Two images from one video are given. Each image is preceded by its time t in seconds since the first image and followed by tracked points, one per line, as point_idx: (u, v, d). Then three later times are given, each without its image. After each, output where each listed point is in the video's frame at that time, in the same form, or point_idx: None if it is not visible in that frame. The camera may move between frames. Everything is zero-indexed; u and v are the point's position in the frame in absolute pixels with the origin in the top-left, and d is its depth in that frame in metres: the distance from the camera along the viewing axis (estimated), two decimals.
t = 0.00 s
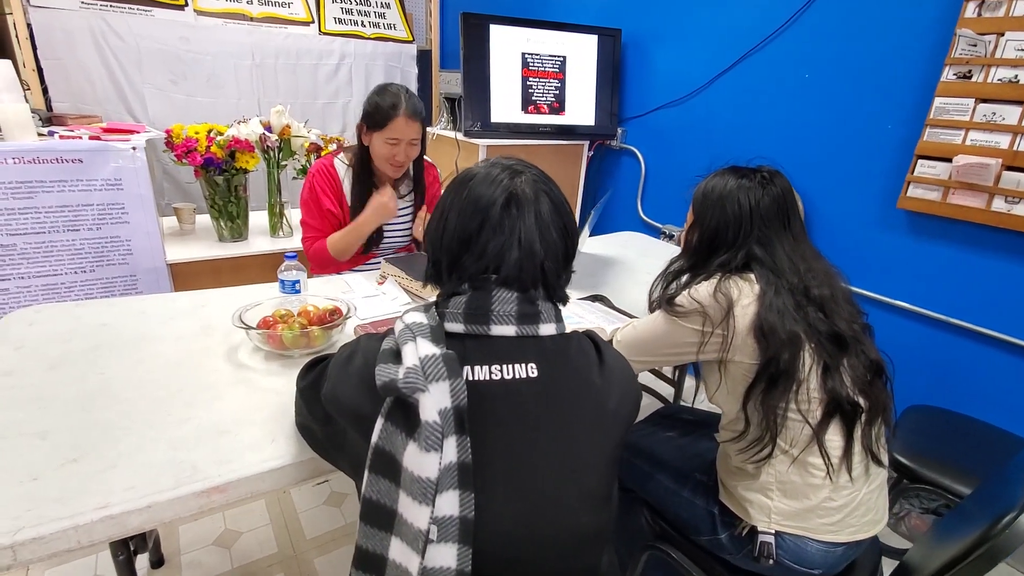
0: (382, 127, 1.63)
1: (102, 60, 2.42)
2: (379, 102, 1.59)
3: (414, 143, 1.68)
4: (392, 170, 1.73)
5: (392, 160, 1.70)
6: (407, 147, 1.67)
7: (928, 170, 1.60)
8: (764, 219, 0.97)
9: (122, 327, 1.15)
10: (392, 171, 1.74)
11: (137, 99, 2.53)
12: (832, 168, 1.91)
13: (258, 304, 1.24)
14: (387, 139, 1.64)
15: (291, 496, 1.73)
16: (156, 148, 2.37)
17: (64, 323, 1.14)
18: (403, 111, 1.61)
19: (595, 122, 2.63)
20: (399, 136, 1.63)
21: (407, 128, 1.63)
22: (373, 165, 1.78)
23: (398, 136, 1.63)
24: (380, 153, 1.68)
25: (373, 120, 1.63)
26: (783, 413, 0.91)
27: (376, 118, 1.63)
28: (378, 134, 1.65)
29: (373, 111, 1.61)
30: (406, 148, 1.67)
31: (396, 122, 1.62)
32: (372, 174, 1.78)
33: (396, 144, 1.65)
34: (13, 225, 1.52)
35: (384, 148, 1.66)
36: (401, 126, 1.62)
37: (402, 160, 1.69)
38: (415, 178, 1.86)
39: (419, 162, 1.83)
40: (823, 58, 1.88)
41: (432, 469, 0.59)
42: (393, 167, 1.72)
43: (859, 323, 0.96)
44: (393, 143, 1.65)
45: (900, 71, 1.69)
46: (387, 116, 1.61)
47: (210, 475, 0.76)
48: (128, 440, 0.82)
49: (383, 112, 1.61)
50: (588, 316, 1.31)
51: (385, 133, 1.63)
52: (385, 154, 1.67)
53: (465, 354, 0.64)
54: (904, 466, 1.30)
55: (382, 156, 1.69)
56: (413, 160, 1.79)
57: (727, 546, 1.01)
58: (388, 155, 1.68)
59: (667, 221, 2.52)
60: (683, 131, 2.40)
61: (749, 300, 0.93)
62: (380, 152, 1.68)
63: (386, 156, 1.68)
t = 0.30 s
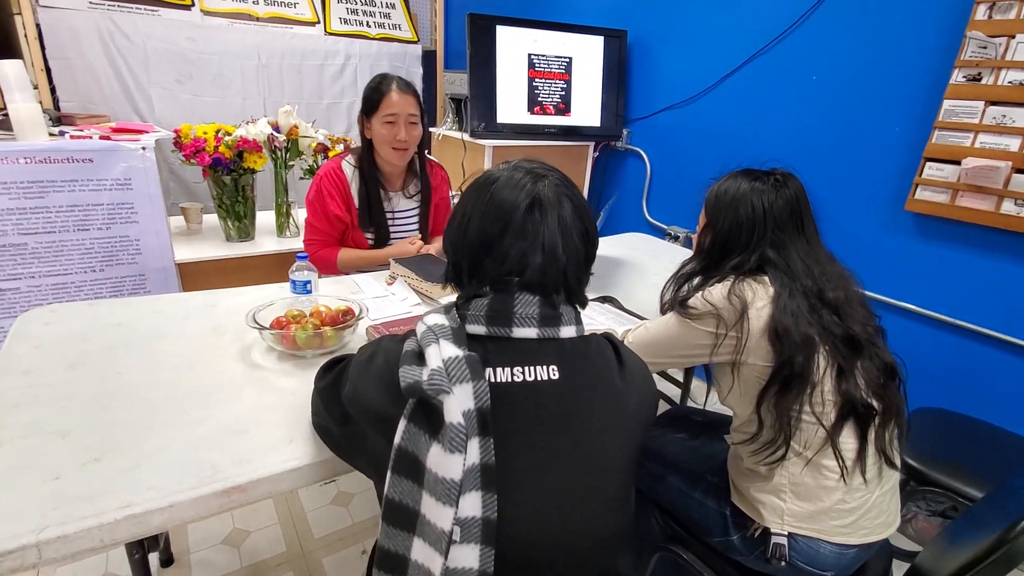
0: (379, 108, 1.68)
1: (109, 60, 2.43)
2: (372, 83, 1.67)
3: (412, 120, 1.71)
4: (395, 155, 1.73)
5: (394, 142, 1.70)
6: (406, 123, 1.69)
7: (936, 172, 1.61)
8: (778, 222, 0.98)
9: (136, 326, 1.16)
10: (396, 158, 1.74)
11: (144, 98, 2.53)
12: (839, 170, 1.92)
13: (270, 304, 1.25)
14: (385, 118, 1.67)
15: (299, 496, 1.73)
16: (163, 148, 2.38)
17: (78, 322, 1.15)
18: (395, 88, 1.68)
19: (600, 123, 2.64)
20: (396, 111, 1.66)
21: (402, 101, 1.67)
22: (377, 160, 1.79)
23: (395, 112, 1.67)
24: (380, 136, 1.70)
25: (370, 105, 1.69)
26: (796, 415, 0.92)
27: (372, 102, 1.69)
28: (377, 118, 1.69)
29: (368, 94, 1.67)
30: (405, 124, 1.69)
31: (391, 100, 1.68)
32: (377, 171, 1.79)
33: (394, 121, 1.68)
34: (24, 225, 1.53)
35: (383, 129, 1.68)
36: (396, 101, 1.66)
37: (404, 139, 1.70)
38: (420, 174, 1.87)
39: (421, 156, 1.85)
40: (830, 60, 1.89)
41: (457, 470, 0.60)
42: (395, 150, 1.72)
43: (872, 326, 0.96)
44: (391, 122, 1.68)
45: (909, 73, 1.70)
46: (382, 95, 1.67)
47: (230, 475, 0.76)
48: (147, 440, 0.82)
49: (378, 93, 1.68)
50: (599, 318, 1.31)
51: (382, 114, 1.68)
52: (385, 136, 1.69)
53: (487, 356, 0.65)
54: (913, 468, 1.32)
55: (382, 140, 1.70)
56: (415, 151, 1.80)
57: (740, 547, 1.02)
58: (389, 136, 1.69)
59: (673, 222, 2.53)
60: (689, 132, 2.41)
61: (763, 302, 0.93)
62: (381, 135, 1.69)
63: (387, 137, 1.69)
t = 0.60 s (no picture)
0: (378, 105, 1.67)
1: (112, 60, 2.42)
2: (370, 80, 1.67)
3: (411, 116, 1.70)
4: (394, 151, 1.72)
5: (393, 138, 1.70)
6: (404, 119, 1.68)
7: (939, 174, 1.63)
8: (790, 224, 0.99)
9: (148, 327, 1.16)
10: (396, 154, 1.73)
11: (146, 98, 2.52)
12: (842, 172, 1.94)
13: (282, 304, 1.25)
14: (383, 114, 1.66)
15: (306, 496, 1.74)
16: (165, 148, 2.37)
17: (91, 323, 1.15)
18: (393, 84, 1.68)
19: (603, 125, 2.65)
20: (394, 107, 1.66)
21: (400, 97, 1.67)
22: (377, 157, 1.79)
23: (393, 108, 1.66)
24: (379, 133, 1.69)
25: (369, 102, 1.69)
26: (810, 416, 0.93)
27: (370, 99, 1.69)
28: (375, 115, 1.69)
29: (367, 91, 1.67)
30: (404, 120, 1.68)
31: (389, 96, 1.67)
32: (377, 168, 1.79)
33: (392, 118, 1.67)
34: (33, 226, 1.52)
35: (382, 126, 1.68)
36: (394, 97, 1.66)
37: (403, 135, 1.69)
38: (421, 171, 1.87)
39: (420, 152, 1.85)
40: (833, 63, 1.91)
41: (486, 470, 0.60)
42: (395, 145, 1.71)
43: (883, 327, 0.97)
44: (389, 118, 1.68)
45: (912, 76, 1.71)
46: (380, 92, 1.66)
47: (253, 476, 0.77)
48: (168, 440, 0.83)
49: (376, 89, 1.67)
50: (609, 319, 1.32)
51: (380, 110, 1.67)
52: (384, 132, 1.68)
53: (513, 357, 0.65)
54: (920, 468, 1.34)
55: (381, 137, 1.70)
56: (415, 147, 1.80)
57: (752, 546, 1.02)
58: (388, 133, 1.69)
59: (675, 223, 2.54)
60: (692, 134, 2.42)
61: (777, 303, 0.94)
62: (380, 132, 1.69)
63: (386, 133, 1.68)
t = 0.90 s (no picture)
0: (367, 113, 1.66)
1: (90, 60, 2.37)
2: (361, 88, 1.64)
3: (400, 127, 1.69)
4: (381, 158, 1.72)
5: (381, 147, 1.69)
6: (393, 130, 1.67)
7: (916, 176, 1.69)
8: (781, 226, 1.02)
9: (140, 333, 1.14)
10: (383, 161, 1.74)
11: (125, 99, 2.47)
12: (823, 173, 1.99)
13: (278, 308, 1.24)
14: (372, 124, 1.65)
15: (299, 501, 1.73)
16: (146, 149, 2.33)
17: (80, 330, 1.13)
18: (385, 95, 1.65)
19: (589, 126, 2.68)
20: (384, 119, 1.65)
21: (391, 110, 1.65)
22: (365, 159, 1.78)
23: (383, 119, 1.65)
24: (367, 141, 1.69)
25: (359, 109, 1.67)
26: (804, 411, 0.96)
27: (360, 106, 1.67)
28: (365, 122, 1.67)
29: (357, 99, 1.65)
30: (393, 132, 1.67)
31: (380, 106, 1.65)
32: (365, 168, 1.79)
33: (381, 128, 1.66)
34: (12, 230, 1.48)
35: (371, 135, 1.67)
36: (384, 109, 1.64)
37: (390, 146, 1.69)
38: (408, 172, 1.86)
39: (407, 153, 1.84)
40: (813, 67, 1.96)
41: (501, 471, 0.61)
42: (382, 154, 1.71)
43: (871, 323, 1.01)
44: (378, 128, 1.67)
45: (889, 80, 1.77)
46: (370, 101, 1.64)
47: (260, 481, 0.77)
48: (170, 447, 0.82)
49: (367, 98, 1.65)
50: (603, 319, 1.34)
51: (370, 119, 1.66)
52: (372, 141, 1.68)
53: (524, 359, 0.66)
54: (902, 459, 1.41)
55: (369, 143, 1.70)
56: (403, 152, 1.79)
57: (747, 539, 1.05)
58: (376, 142, 1.68)
59: (660, 223, 2.58)
60: (676, 136, 2.46)
61: (771, 303, 0.97)
62: (368, 140, 1.69)
63: (374, 142, 1.68)
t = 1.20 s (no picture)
0: (349, 104, 1.66)
1: (63, 62, 2.32)
2: (340, 79, 1.66)
3: (383, 113, 1.69)
4: (368, 149, 1.70)
5: (366, 136, 1.68)
6: (376, 117, 1.67)
7: (891, 171, 1.75)
8: (770, 220, 1.05)
9: (131, 339, 1.13)
10: (369, 152, 1.72)
11: (100, 101, 2.42)
12: (802, 169, 2.05)
13: (272, 311, 1.24)
14: (355, 112, 1.65)
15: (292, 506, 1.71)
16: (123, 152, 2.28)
17: (69, 337, 1.11)
18: (364, 83, 1.66)
19: (572, 126, 2.71)
20: (366, 105, 1.65)
21: (372, 95, 1.65)
22: (350, 157, 1.77)
23: (365, 106, 1.65)
24: (352, 131, 1.68)
25: (340, 100, 1.67)
26: (796, 399, 0.99)
27: (341, 97, 1.67)
28: (347, 113, 1.67)
29: (337, 89, 1.65)
30: (376, 118, 1.67)
31: (361, 94, 1.66)
32: (350, 166, 1.77)
33: (364, 116, 1.66)
34: None
35: (354, 124, 1.67)
36: (365, 95, 1.64)
37: (376, 133, 1.68)
38: (394, 170, 1.86)
39: (392, 151, 1.84)
40: (791, 66, 2.01)
41: (515, 464, 0.63)
42: (368, 144, 1.69)
43: (856, 313, 1.05)
44: (361, 116, 1.66)
45: (864, 79, 1.83)
46: (350, 90, 1.65)
47: (268, 483, 0.77)
48: (173, 453, 0.82)
49: (347, 88, 1.66)
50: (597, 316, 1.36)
51: (352, 109, 1.66)
52: (357, 130, 1.67)
53: (533, 354, 0.68)
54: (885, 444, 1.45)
55: (354, 135, 1.69)
56: (388, 144, 1.79)
57: (743, 525, 1.08)
58: (361, 131, 1.67)
59: (645, 220, 2.62)
60: (659, 134, 2.50)
61: (762, 296, 1.00)
62: (352, 130, 1.68)
63: (359, 132, 1.67)
